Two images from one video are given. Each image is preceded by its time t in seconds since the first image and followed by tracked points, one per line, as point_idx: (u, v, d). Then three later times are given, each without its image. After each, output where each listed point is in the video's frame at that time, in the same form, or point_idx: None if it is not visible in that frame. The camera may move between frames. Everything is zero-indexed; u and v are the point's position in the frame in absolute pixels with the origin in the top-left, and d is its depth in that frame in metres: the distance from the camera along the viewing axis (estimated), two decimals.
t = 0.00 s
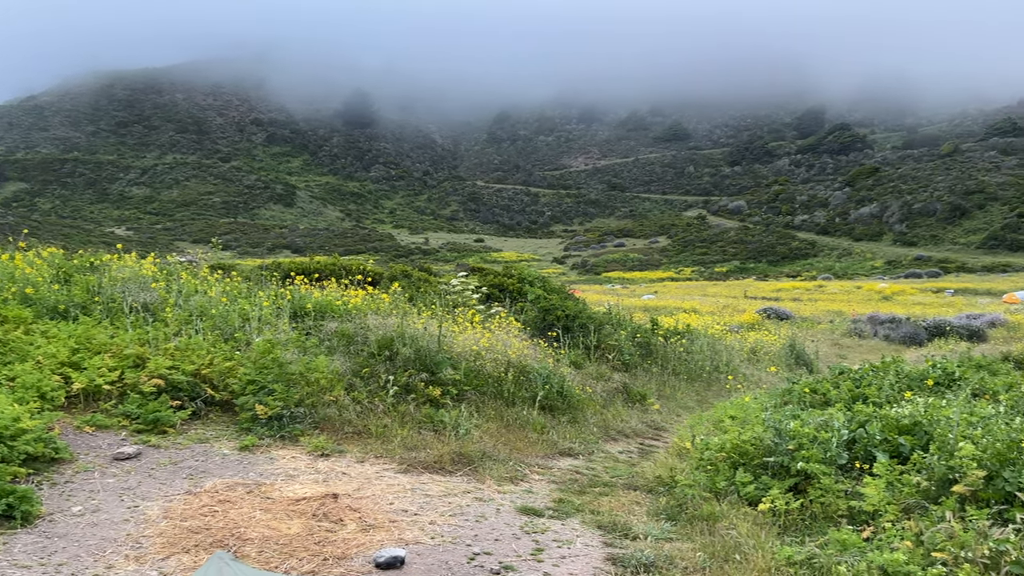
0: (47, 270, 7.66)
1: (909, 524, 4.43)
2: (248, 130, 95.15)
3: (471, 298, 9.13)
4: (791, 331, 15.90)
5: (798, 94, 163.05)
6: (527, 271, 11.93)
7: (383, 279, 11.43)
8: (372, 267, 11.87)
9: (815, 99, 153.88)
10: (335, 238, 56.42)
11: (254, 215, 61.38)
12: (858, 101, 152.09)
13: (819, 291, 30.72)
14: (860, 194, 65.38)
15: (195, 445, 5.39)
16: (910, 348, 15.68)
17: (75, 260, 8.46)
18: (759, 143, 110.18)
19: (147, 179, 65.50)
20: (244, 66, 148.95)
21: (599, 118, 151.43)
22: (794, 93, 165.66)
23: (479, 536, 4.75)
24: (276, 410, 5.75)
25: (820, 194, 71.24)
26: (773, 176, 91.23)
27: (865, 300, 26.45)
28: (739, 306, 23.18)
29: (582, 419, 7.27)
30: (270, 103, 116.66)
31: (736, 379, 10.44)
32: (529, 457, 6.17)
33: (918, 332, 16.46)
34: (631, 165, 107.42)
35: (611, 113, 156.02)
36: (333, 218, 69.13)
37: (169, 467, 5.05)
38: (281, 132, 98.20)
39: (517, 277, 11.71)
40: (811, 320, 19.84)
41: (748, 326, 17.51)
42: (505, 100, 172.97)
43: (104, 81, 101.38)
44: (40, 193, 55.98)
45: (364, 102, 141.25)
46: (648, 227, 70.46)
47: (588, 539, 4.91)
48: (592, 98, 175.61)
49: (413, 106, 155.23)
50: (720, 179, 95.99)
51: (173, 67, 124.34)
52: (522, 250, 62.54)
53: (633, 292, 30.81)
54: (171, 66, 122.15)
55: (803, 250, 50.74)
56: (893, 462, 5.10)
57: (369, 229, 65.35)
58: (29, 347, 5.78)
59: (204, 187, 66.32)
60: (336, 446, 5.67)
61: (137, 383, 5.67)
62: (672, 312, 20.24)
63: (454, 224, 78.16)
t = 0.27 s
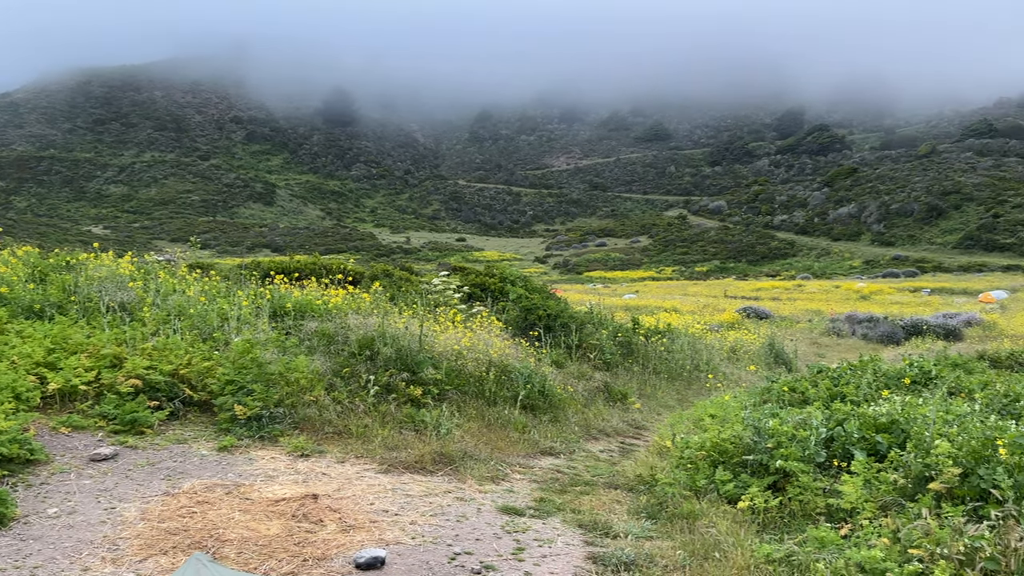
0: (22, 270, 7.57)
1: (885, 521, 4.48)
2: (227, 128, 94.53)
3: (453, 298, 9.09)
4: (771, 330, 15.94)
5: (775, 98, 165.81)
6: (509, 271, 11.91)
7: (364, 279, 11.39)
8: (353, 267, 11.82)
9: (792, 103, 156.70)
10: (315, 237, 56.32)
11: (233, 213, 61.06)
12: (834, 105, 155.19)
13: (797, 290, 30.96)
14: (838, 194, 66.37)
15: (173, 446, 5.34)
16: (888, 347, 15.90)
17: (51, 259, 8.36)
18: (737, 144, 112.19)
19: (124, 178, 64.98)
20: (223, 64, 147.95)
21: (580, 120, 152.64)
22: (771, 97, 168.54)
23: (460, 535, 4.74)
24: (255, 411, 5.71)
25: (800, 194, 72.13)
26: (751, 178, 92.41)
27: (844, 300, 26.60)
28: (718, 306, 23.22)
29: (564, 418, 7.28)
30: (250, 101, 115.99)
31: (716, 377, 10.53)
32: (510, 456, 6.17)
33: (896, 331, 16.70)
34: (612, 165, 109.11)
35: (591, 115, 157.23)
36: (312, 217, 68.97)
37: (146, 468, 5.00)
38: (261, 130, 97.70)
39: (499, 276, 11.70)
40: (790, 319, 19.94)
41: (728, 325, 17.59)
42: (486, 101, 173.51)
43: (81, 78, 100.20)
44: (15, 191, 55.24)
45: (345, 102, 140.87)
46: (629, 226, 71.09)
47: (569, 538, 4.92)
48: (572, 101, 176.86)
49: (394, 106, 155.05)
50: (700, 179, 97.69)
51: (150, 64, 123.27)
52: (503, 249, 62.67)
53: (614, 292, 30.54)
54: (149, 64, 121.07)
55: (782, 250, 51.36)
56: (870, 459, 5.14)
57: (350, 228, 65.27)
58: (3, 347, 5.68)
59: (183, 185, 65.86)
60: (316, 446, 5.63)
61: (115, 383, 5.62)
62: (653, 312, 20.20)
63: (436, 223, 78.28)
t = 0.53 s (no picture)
0: None
1: (863, 517, 4.53)
2: (206, 125, 93.95)
3: (434, 297, 9.06)
4: (750, 329, 16.01)
5: (751, 104, 169.41)
6: (491, 269, 11.84)
7: (345, 278, 11.34)
8: (334, 266, 11.80)
9: (766, 108, 160.38)
10: (296, 235, 56.41)
11: (212, 211, 60.81)
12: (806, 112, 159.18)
13: (775, 289, 31.27)
14: (817, 195, 70.76)
15: (150, 447, 5.28)
16: (865, 345, 15.91)
17: (26, 257, 8.28)
18: (717, 145, 116.69)
19: (101, 175, 64.36)
20: (200, 61, 146.81)
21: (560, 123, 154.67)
22: (746, 102, 172.40)
23: (441, 535, 4.72)
24: (233, 411, 5.66)
25: (778, 195, 76.62)
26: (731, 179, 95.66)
27: (823, 299, 26.71)
28: (698, 305, 23.37)
29: (545, 417, 7.29)
30: (228, 100, 115.37)
31: (697, 376, 10.59)
32: (491, 455, 6.18)
33: (873, 329, 16.79)
34: (593, 165, 113.43)
35: (571, 117, 159.16)
36: (292, 215, 68.79)
37: (122, 469, 4.94)
38: (239, 127, 97.41)
39: (480, 275, 11.71)
40: (768, 318, 20.06)
41: (708, 324, 17.70)
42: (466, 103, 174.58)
43: (57, 75, 98.91)
44: None
45: (324, 101, 140.72)
46: (610, 226, 71.97)
47: (549, 537, 4.92)
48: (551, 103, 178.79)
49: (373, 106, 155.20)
50: (680, 180, 100.66)
51: (126, 62, 122.12)
52: (485, 248, 62.95)
53: (595, 291, 30.14)
54: (125, 62, 119.96)
55: (762, 249, 54.13)
56: (848, 457, 5.18)
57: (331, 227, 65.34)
58: None
59: (160, 183, 65.40)
60: (295, 447, 5.60)
61: (90, 383, 5.55)
62: (633, 311, 20.21)
63: (417, 222, 78.66)
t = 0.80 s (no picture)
0: None
1: (839, 514, 4.58)
2: (183, 122, 93.23)
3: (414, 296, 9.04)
4: (728, 328, 16.20)
5: (728, 105, 171.91)
6: (471, 268, 11.83)
7: (323, 276, 11.29)
8: (313, 264, 11.74)
9: (743, 109, 162.90)
10: (274, 233, 56.20)
11: (189, 209, 60.40)
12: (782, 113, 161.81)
13: (753, 288, 31.58)
14: (794, 194, 72.00)
15: (125, 447, 5.22)
16: (841, 344, 16.17)
17: None
18: (697, 144, 119.22)
19: (76, 173, 63.48)
20: (177, 58, 145.32)
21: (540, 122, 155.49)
22: (723, 104, 174.93)
23: (420, 535, 4.70)
24: (210, 411, 5.62)
25: (756, 194, 77.83)
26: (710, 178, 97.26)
27: (801, 298, 26.92)
28: (679, 303, 23.54)
29: (525, 415, 7.30)
30: (206, 97, 114.62)
31: (676, 374, 10.64)
32: (471, 454, 6.17)
33: (849, 328, 17.07)
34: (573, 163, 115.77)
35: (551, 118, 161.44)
36: (270, 213, 68.44)
37: (97, 470, 4.88)
38: (217, 124, 97.21)
39: (461, 274, 11.66)
40: (746, 317, 20.29)
41: (687, 322, 17.82)
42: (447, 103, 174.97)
43: (30, 70, 97.40)
44: None
45: (304, 99, 140.09)
46: (590, 225, 72.49)
47: (529, 536, 4.92)
48: (531, 103, 179.77)
49: (353, 104, 154.74)
50: (660, 179, 102.37)
51: (101, 58, 120.55)
52: (465, 247, 63.13)
53: (575, 290, 30.18)
54: (100, 58, 118.51)
55: (740, 247, 54.68)
56: (824, 454, 5.23)
57: (309, 225, 65.11)
58: None
59: (136, 180, 64.66)
60: (273, 446, 5.56)
61: (65, 383, 5.47)
62: (613, 310, 20.37)
63: (397, 220, 78.72)
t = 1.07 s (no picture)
0: None
1: (815, 510, 4.62)
2: (159, 119, 92.08)
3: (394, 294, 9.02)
4: (706, 326, 16.34)
5: (706, 104, 173.84)
6: (450, 267, 11.78)
7: (301, 274, 11.20)
8: (291, 262, 11.64)
9: (720, 109, 164.78)
10: (252, 231, 55.80)
11: (165, 207, 59.75)
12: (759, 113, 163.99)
13: (732, 286, 31.82)
14: (772, 194, 73.11)
15: (99, 447, 5.16)
16: (817, 341, 16.41)
17: None
18: (676, 142, 120.56)
19: (50, 170, 62.48)
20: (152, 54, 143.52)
21: (520, 120, 155.67)
22: (701, 104, 176.93)
23: (400, 534, 4.69)
24: (186, 410, 5.57)
25: (734, 193, 78.82)
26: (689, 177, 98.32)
27: (778, 296, 27.18)
28: (657, 302, 23.64)
29: (505, 414, 7.31)
30: (182, 94, 113.26)
31: (654, 372, 10.70)
32: (451, 453, 6.16)
33: (825, 326, 17.35)
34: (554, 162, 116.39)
35: (531, 116, 162.32)
36: (248, 211, 67.98)
37: (71, 470, 4.82)
38: (193, 121, 96.33)
39: (441, 272, 11.59)
40: (725, 315, 20.45)
41: (666, 320, 17.91)
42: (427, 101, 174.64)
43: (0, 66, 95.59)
44: None
45: (283, 96, 138.93)
46: (571, 223, 72.87)
47: (508, 533, 4.92)
48: (510, 102, 180.62)
49: (333, 102, 153.69)
50: (639, 178, 103.38)
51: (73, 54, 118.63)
52: (445, 245, 63.09)
53: (555, 289, 30.32)
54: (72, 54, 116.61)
55: (718, 246, 55.20)
56: (801, 451, 5.28)
57: (288, 222, 64.66)
58: None
59: (111, 178, 63.83)
60: (250, 446, 5.52)
61: (38, 382, 5.38)
62: (593, 308, 20.47)
63: (377, 218, 78.63)
